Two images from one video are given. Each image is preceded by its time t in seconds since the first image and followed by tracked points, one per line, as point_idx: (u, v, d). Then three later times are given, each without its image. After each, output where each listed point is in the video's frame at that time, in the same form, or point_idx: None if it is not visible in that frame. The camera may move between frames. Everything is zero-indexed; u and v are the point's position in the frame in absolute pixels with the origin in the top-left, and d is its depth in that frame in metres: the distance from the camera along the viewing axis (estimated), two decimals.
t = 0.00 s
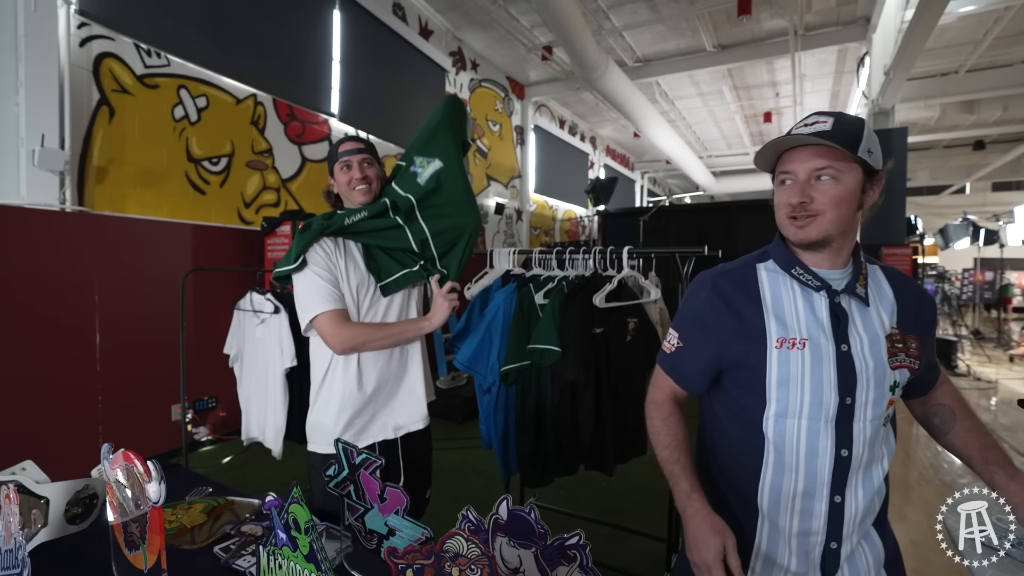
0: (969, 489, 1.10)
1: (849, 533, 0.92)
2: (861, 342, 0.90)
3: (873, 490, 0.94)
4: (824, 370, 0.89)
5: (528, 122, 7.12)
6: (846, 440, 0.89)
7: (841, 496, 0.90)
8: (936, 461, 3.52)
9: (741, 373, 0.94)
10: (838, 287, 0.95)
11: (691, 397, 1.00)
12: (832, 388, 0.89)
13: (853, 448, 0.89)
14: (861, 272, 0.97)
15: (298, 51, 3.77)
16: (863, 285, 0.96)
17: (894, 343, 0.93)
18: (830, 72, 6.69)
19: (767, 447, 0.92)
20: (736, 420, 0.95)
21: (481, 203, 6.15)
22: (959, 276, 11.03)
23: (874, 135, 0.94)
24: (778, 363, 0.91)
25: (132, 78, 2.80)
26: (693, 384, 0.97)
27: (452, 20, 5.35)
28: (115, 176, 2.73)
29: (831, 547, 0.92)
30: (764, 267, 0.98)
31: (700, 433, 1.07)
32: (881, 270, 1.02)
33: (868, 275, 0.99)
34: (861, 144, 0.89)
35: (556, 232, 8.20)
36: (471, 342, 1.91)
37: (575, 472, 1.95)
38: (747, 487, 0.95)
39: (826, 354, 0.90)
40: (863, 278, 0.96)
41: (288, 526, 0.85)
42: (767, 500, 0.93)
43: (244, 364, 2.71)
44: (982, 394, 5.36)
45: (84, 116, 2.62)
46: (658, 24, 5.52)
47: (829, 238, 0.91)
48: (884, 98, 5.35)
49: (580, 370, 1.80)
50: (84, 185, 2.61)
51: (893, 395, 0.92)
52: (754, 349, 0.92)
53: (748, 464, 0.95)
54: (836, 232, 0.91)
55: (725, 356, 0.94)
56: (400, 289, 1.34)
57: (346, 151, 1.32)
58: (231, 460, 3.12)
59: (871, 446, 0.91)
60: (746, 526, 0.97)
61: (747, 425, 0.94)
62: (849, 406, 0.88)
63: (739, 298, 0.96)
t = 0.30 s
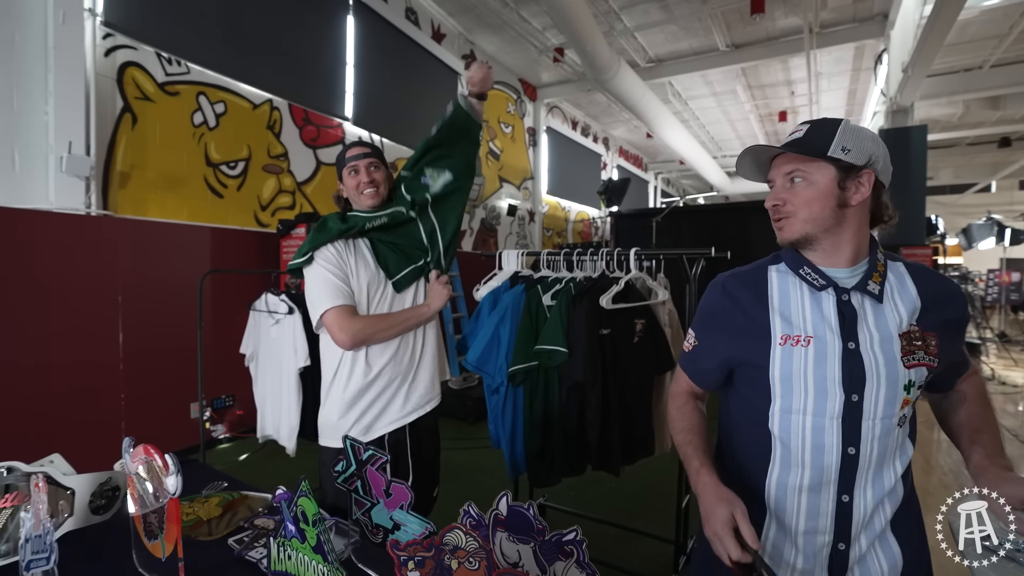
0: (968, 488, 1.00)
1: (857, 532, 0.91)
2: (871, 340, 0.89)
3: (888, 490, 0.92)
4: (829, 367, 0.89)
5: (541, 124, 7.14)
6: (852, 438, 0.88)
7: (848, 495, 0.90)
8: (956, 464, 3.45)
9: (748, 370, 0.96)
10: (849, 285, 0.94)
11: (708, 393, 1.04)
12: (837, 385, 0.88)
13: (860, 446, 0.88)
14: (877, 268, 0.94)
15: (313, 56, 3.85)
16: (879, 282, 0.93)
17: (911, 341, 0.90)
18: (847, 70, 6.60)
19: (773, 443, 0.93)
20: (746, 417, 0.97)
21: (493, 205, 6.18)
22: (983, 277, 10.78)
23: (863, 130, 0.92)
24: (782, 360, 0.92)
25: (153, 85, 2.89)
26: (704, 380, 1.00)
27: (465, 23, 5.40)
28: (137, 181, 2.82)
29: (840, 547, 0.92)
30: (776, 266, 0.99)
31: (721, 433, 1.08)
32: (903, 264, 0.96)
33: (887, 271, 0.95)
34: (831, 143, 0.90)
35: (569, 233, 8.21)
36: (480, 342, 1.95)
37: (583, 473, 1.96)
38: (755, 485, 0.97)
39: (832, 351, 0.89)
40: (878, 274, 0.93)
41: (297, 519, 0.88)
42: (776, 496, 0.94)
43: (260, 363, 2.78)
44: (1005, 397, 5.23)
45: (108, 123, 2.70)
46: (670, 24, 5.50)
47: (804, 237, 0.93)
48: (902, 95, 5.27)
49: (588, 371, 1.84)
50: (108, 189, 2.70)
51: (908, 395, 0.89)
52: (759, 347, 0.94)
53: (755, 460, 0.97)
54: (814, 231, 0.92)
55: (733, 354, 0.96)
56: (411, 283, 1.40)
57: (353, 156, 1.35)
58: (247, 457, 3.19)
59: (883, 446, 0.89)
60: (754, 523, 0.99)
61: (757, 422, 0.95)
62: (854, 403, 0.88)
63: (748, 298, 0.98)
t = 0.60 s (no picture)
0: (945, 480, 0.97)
1: (813, 523, 0.95)
2: (834, 340, 0.93)
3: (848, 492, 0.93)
4: (790, 363, 0.95)
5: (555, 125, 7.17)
6: (806, 430, 0.93)
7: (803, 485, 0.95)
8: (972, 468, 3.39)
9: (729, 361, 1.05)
10: (824, 286, 0.97)
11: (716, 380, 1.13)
12: (793, 379, 0.95)
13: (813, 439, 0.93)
14: (859, 269, 0.95)
15: (329, 60, 3.94)
16: (856, 285, 0.94)
17: (881, 345, 0.90)
18: (865, 69, 6.50)
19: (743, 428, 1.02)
20: (728, 403, 1.07)
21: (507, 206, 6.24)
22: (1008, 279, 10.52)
23: (847, 137, 0.96)
24: (749, 352, 1.00)
25: (176, 92, 2.99)
26: (698, 367, 1.11)
27: (479, 26, 5.46)
28: (160, 184, 2.93)
29: (794, 535, 0.96)
30: (767, 265, 1.05)
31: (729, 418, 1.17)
32: (891, 268, 0.94)
33: (873, 275, 0.94)
34: (808, 146, 0.95)
35: (583, 234, 8.23)
36: (487, 339, 1.99)
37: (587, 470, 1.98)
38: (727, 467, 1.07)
39: (794, 349, 0.96)
40: (858, 276, 0.94)
41: (301, 503, 0.94)
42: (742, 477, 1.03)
43: (275, 360, 2.87)
44: None
45: (133, 128, 2.81)
46: (684, 25, 5.49)
47: (784, 237, 0.98)
48: (921, 94, 5.19)
49: (591, 370, 1.87)
50: (133, 192, 2.81)
51: (868, 398, 0.89)
52: (735, 340, 1.03)
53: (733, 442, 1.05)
54: (791, 231, 0.97)
55: (717, 345, 1.07)
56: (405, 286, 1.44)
57: (352, 158, 1.41)
58: (264, 452, 3.28)
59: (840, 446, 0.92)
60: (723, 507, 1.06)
61: (734, 408, 1.05)
62: (808, 398, 0.93)
63: (734, 295, 1.07)
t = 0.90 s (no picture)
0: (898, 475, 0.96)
1: (739, 507, 0.94)
2: (759, 330, 0.94)
3: (770, 476, 0.92)
4: (717, 352, 0.98)
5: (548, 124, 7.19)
6: (729, 417, 0.95)
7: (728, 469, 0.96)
8: (958, 463, 3.43)
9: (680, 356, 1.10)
10: (756, 279, 1.00)
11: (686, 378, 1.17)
12: (719, 367, 0.97)
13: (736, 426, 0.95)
14: (788, 263, 0.96)
15: (320, 58, 3.95)
16: (784, 277, 0.96)
17: (799, 332, 0.90)
18: (856, 69, 6.55)
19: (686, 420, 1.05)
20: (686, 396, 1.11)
21: (500, 204, 6.26)
22: (998, 278, 10.62)
23: (778, 138, 0.98)
24: (688, 344, 1.04)
25: (165, 89, 3.00)
26: (664, 366, 1.15)
27: (472, 25, 5.47)
28: (150, 182, 2.94)
29: (722, 518, 0.96)
30: (716, 265, 1.10)
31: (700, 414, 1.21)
32: (820, 260, 0.94)
33: (802, 267, 0.95)
34: (739, 146, 0.99)
35: (577, 232, 8.26)
36: (474, 337, 2.03)
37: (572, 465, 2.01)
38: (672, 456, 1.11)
39: (723, 339, 0.98)
40: (787, 268, 0.96)
41: (282, 491, 0.96)
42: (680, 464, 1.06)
43: (265, 357, 2.90)
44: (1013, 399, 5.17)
45: (122, 126, 2.82)
46: (677, 24, 5.52)
47: (719, 231, 1.02)
48: (910, 94, 5.24)
49: (574, 366, 1.92)
50: (122, 189, 2.82)
51: (784, 384, 0.90)
52: (682, 335, 1.07)
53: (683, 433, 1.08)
54: (723, 227, 1.02)
55: (672, 341, 1.12)
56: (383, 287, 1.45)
57: (344, 154, 1.44)
58: (254, 450, 3.29)
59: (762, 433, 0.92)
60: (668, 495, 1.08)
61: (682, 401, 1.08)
62: (731, 385, 0.95)
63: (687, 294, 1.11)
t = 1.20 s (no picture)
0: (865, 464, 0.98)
1: (690, 504, 0.95)
2: (698, 324, 0.96)
3: (717, 469, 0.93)
4: (661, 348, 0.99)
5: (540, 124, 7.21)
6: (675, 411, 0.96)
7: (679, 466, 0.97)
8: (946, 457, 3.47)
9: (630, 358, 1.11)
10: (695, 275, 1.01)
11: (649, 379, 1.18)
12: (662, 362, 0.99)
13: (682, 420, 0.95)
14: (724, 257, 0.98)
15: (311, 59, 3.95)
16: (721, 270, 0.98)
17: (735, 322, 0.92)
18: (845, 68, 6.62)
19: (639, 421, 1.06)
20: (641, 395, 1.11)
21: (492, 205, 6.28)
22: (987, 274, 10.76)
23: (704, 139, 1.02)
24: (637, 343, 1.05)
25: (154, 91, 2.99)
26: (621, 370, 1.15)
27: (463, 25, 5.48)
28: (139, 184, 2.93)
29: (675, 516, 0.97)
30: (661, 268, 1.12)
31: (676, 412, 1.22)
32: (754, 252, 0.97)
33: (737, 260, 0.98)
34: (670, 149, 1.04)
35: (570, 232, 8.29)
36: (464, 338, 2.06)
37: (564, 463, 2.03)
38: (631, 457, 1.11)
39: (666, 334, 1.00)
40: (722, 262, 0.98)
41: (272, 490, 0.97)
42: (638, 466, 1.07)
43: (256, 359, 2.91)
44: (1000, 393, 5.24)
45: (111, 128, 2.81)
46: (667, 24, 5.55)
47: (657, 232, 1.05)
48: (897, 93, 5.30)
49: (563, 364, 1.94)
50: (111, 191, 2.81)
51: (723, 373, 0.92)
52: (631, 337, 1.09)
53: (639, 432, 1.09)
54: (659, 227, 1.05)
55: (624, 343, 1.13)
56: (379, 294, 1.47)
57: (342, 155, 1.46)
58: (247, 452, 3.28)
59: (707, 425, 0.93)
60: (629, 496, 1.09)
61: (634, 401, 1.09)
62: (675, 379, 0.96)
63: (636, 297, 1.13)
